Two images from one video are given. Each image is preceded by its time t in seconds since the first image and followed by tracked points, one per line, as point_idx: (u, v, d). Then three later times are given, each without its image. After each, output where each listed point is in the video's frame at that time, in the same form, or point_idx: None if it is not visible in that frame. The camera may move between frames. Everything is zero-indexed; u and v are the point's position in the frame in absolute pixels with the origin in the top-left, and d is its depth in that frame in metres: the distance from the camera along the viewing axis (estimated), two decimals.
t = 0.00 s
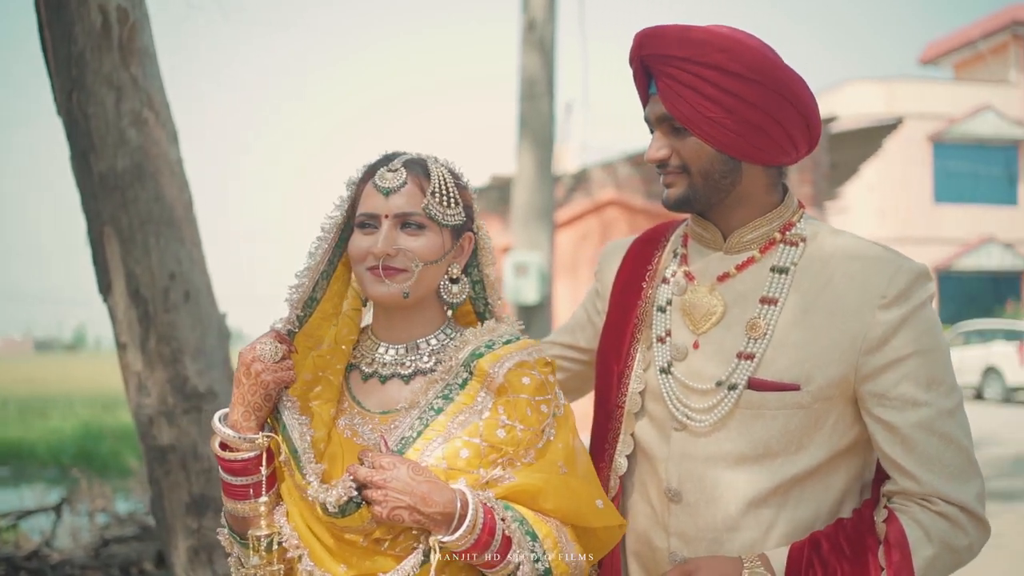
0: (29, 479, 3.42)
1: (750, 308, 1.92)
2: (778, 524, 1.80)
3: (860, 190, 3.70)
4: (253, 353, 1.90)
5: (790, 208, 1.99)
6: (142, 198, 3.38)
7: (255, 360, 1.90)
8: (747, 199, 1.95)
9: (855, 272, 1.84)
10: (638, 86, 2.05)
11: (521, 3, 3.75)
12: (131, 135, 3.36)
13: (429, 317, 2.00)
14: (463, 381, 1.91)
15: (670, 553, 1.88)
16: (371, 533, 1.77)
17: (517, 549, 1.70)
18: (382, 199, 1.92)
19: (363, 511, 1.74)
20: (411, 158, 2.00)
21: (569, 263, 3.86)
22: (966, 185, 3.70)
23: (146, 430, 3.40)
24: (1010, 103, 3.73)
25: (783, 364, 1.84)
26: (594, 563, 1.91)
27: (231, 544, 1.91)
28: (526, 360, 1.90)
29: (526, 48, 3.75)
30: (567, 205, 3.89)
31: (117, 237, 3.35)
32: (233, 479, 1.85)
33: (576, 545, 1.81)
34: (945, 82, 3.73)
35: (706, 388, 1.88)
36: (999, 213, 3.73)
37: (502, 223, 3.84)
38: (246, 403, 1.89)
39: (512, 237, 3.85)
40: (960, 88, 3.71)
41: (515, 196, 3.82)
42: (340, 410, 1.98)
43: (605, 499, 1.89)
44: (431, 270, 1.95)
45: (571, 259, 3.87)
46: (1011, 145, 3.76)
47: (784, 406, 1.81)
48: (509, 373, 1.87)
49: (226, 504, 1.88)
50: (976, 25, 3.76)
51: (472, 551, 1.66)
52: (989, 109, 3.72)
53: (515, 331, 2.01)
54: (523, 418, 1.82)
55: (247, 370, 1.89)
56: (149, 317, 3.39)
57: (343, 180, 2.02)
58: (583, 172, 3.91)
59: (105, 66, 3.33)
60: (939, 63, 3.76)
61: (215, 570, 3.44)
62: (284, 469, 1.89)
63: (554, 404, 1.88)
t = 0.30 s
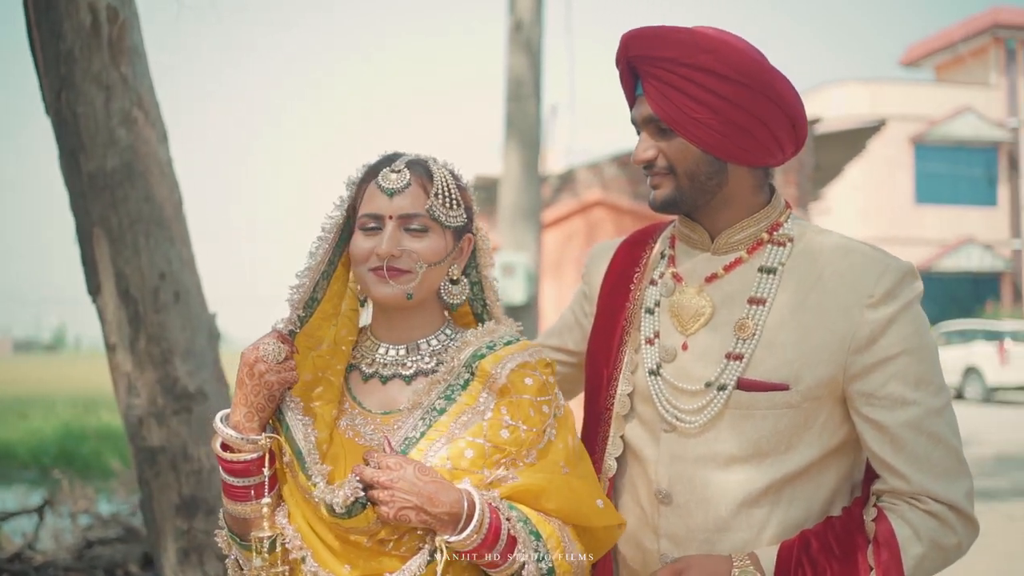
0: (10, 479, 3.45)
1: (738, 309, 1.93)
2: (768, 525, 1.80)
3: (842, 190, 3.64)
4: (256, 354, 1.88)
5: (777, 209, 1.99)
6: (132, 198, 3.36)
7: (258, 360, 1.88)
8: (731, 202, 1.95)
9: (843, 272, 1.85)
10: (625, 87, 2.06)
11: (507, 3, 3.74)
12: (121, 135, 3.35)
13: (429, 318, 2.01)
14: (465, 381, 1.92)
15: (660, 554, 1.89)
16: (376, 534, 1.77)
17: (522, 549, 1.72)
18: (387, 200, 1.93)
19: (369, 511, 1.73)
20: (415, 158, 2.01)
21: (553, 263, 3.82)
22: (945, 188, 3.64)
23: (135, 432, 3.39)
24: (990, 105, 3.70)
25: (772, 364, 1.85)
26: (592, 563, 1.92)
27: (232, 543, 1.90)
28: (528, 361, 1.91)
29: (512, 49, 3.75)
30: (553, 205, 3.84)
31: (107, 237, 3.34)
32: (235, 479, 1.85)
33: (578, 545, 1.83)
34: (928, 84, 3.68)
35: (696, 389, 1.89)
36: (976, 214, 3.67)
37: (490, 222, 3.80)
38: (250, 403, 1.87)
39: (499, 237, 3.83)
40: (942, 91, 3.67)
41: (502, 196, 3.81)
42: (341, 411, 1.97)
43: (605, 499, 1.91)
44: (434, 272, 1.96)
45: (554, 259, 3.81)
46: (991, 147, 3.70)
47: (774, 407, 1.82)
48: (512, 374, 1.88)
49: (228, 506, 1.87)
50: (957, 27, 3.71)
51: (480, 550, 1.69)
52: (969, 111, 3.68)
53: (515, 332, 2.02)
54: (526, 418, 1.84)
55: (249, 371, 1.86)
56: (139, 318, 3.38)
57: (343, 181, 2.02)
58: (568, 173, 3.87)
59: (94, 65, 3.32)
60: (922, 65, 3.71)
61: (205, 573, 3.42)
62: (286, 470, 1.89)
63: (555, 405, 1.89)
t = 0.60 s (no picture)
0: None
1: (724, 308, 1.93)
2: (758, 524, 1.81)
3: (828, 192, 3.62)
4: (260, 355, 1.87)
5: (762, 207, 2.01)
6: (123, 198, 3.35)
7: (262, 361, 1.87)
8: (716, 202, 1.96)
9: (829, 270, 1.86)
10: (611, 89, 2.06)
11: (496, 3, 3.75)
12: (112, 134, 3.34)
13: (433, 317, 2.02)
14: (467, 381, 1.93)
15: (649, 555, 1.89)
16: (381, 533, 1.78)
17: (526, 546, 1.73)
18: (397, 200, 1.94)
19: (374, 511, 1.74)
20: (419, 158, 2.02)
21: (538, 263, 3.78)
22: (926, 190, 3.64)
23: (128, 432, 3.38)
24: (972, 107, 3.65)
25: (760, 362, 1.86)
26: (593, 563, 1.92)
27: (232, 543, 1.91)
28: (529, 361, 1.93)
29: (500, 49, 3.75)
30: (540, 206, 3.83)
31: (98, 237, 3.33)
32: (235, 480, 1.85)
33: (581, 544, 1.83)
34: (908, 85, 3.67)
35: (683, 388, 1.89)
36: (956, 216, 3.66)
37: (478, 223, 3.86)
38: (254, 403, 1.87)
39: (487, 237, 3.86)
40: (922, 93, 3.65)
41: (490, 197, 3.83)
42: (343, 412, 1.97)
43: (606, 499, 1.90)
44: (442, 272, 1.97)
45: (540, 259, 3.79)
46: (973, 148, 3.66)
47: (762, 405, 1.82)
48: (515, 374, 1.90)
49: (228, 506, 1.87)
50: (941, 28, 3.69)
51: (485, 548, 1.69)
52: (951, 113, 3.64)
53: (516, 332, 2.04)
54: (529, 417, 1.85)
55: (257, 372, 1.85)
56: (131, 318, 3.37)
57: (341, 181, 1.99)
58: (556, 173, 3.86)
59: (85, 65, 3.31)
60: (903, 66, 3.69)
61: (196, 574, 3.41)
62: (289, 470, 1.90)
63: (555, 404, 1.91)
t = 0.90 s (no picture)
0: None
1: (712, 305, 1.93)
2: (747, 521, 1.81)
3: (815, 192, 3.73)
4: (267, 356, 1.84)
5: (748, 206, 2.01)
6: (116, 198, 3.34)
7: (269, 362, 1.84)
8: (703, 202, 1.97)
9: (815, 266, 1.87)
10: (596, 91, 2.07)
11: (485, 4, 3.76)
12: (104, 134, 3.32)
13: (437, 316, 2.04)
14: (469, 380, 1.95)
15: (639, 552, 1.89)
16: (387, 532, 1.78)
17: (533, 541, 1.74)
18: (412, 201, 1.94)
19: (382, 509, 1.75)
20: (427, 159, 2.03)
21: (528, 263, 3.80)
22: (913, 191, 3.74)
23: (120, 432, 3.37)
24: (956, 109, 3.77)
25: (747, 359, 1.86)
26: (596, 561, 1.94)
27: (233, 544, 1.88)
28: (531, 359, 1.96)
29: (490, 49, 3.75)
30: (529, 206, 3.84)
31: (91, 237, 3.31)
32: (239, 481, 1.82)
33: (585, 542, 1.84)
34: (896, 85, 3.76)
35: (671, 386, 1.89)
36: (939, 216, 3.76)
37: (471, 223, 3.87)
38: (260, 404, 1.83)
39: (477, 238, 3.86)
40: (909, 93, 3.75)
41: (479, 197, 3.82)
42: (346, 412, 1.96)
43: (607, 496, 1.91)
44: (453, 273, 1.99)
45: (529, 259, 3.81)
46: (958, 149, 3.77)
47: (749, 401, 1.83)
48: (517, 373, 1.92)
49: (231, 507, 1.84)
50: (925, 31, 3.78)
51: (495, 544, 1.70)
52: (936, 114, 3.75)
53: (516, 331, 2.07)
54: (532, 415, 1.88)
55: (262, 373, 1.83)
56: (124, 318, 3.35)
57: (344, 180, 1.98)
58: (545, 174, 3.86)
59: (78, 64, 3.29)
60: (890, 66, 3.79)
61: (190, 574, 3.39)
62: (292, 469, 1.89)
63: (557, 403, 1.94)
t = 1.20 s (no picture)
0: None
1: (698, 305, 1.94)
2: (735, 519, 1.81)
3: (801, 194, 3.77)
4: (275, 357, 1.81)
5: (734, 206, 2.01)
6: (109, 198, 3.33)
7: (277, 364, 1.81)
8: (688, 202, 1.97)
9: (800, 266, 1.88)
10: (580, 95, 2.07)
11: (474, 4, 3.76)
12: (97, 134, 3.31)
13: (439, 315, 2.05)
14: (471, 379, 1.96)
15: (628, 552, 1.89)
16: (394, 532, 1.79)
17: (538, 534, 1.77)
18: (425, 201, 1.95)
19: (392, 508, 1.75)
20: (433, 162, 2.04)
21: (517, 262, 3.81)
22: (896, 191, 3.79)
23: (112, 433, 3.37)
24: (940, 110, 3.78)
25: (735, 358, 1.87)
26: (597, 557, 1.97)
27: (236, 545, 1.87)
28: (532, 359, 1.98)
29: (479, 50, 3.76)
30: (519, 206, 3.84)
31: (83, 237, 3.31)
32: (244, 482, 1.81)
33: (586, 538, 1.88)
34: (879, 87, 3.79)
35: (658, 386, 1.89)
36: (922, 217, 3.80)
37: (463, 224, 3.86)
38: (268, 405, 1.81)
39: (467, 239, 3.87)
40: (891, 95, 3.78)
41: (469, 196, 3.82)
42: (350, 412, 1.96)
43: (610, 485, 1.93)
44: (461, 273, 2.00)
45: (518, 258, 3.81)
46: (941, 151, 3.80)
47: (736, 400, 1.83)
48: (519, 372, 1.94)
49: (235, 508, 1.83)
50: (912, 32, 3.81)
51: (503, 541, 1.73)
52: (919, 116, 3.78)
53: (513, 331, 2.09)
54: (535, 414, 1.90)
55: (271, 376, 1.80)
56: (116, 318, 3.35)
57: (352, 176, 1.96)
58: (534, 174, 3.86)
59: (70, 64, 3.29)
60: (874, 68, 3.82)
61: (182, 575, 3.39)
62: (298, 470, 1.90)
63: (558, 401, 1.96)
